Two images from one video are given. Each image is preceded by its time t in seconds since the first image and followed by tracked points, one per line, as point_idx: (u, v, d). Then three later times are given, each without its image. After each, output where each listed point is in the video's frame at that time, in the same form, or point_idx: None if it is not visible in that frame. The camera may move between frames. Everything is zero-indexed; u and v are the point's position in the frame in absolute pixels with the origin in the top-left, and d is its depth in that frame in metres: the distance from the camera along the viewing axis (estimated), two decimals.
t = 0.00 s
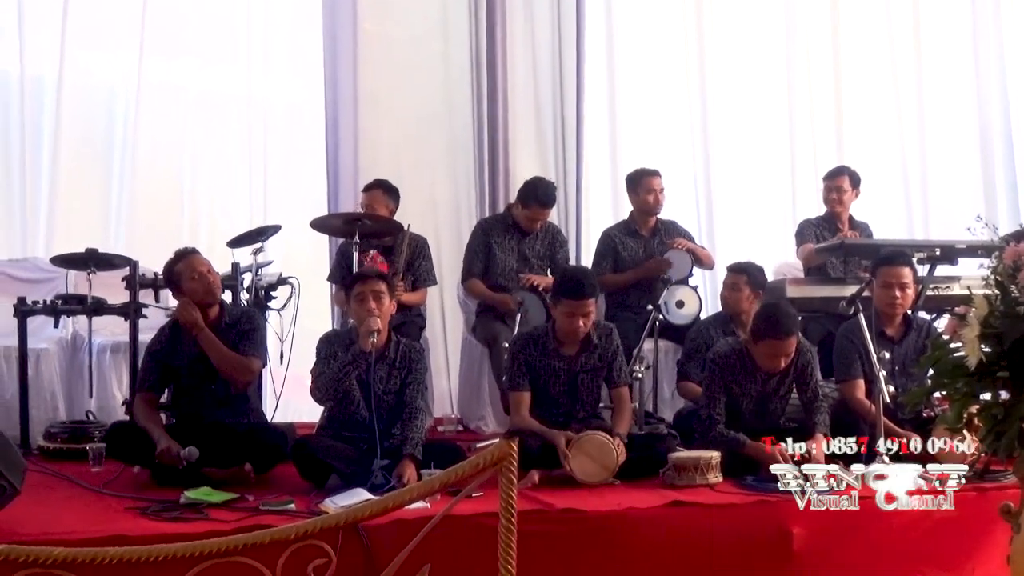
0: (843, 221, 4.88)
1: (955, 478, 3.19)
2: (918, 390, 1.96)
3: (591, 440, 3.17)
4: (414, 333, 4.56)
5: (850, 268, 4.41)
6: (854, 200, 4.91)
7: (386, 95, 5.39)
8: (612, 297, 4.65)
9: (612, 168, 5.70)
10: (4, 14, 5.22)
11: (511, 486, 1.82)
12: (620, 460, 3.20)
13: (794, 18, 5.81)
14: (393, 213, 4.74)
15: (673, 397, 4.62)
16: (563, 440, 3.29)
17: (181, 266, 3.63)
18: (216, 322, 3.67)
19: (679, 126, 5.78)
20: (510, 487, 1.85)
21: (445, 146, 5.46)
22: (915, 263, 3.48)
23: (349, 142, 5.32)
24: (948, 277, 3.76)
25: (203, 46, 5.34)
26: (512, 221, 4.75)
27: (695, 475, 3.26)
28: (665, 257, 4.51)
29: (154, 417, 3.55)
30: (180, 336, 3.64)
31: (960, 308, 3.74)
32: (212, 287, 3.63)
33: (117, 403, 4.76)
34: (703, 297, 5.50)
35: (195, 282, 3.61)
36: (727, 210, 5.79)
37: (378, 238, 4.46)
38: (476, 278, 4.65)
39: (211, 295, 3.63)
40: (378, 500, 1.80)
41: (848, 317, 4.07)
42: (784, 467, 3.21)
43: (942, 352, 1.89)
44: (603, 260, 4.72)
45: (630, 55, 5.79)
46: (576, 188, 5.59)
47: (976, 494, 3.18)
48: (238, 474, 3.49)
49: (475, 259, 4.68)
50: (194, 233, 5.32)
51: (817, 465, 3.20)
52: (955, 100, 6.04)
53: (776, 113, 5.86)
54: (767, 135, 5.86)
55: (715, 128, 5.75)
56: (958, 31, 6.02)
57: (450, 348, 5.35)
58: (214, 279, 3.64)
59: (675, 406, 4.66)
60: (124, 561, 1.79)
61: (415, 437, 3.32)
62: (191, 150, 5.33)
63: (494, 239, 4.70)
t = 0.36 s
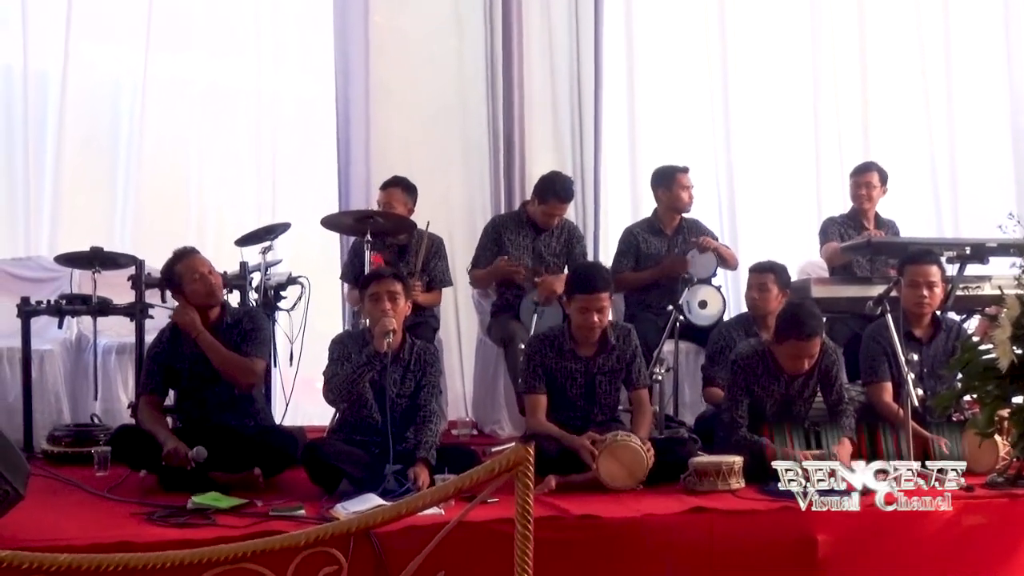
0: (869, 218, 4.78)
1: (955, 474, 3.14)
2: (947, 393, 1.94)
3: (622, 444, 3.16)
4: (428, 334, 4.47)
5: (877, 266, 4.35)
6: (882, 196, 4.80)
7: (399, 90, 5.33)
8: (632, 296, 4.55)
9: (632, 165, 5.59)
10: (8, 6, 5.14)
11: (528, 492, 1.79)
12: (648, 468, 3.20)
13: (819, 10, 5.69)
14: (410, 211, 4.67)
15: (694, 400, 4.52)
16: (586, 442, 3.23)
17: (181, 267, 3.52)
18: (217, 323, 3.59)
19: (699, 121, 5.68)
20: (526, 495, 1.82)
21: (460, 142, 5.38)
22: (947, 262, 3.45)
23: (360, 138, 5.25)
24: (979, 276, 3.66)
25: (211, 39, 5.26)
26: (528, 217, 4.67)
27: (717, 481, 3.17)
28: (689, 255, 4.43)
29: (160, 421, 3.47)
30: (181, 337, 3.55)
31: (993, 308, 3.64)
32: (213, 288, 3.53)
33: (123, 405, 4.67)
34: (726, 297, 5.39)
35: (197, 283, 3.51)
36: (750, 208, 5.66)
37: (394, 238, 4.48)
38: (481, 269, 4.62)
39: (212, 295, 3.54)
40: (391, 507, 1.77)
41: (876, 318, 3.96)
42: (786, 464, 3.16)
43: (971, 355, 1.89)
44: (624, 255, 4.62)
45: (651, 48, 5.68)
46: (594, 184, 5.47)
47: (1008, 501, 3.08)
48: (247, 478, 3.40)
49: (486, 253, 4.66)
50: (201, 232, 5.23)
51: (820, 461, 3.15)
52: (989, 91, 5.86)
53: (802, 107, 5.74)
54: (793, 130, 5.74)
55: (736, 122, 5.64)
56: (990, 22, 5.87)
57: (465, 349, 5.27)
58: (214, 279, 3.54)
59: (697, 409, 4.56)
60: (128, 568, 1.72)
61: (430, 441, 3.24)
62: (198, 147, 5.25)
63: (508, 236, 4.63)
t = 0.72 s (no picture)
0: (894, 215, 4.70)
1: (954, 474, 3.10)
2: (976, 396, 1.80)
3: (642, 450, 3.07)
4: (440, 334, 4.39)
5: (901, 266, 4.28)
6: (907, 192, 4.72)
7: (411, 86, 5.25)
8: (650, 296, 4.47)
9: (650, 162, 5.49)
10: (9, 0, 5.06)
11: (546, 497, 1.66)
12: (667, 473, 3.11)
13: None
14: (419, 208, 4.59)
15: (714, 403, 4.44)
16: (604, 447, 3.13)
17: (184, 269, 3.45)
18: (226, 325, 3.51)
19: (721, 118, 5.58)
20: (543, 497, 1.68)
21: (473, 139, 5.31)
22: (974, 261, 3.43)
23: (371, 137, 5.20)
24: (1008, 275, 3.58)
25: (217, 33, 5.17)
26: (542, 215, 4.58)
27: (737, 486, 3.09)
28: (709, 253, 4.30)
29: (166, 423, 3.39)
30: (188, 340, 3.47)
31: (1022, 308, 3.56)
32: (219, 288, 3.45)
33: (127, 408, 4.59)
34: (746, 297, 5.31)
35: (201, 285, 3.43)
36: (770, 205, 5.57)
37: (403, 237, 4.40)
38: (495, 270, 4.54)
39: (219, 296, 3.46)
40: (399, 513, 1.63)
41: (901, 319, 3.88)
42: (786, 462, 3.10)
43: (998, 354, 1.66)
44: (643, 258, 4.52)
45: (671, 44, 5.58)
46: (610, 182, 5.38)
47: None
48: (255, 483, 3.32)
49: (499, 252, 4.55)
50: (207, 232, 5.15)
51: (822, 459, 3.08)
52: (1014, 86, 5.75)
53: (826, 104, 5.62)
54: (816, 127, 5.63)
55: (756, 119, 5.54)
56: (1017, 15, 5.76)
57: (478, 351, 5.20)
58: (218, 279, 3.47)
59: (717, 413, 4.46)
60: None
61: (443, 444, 3.16)
62: (204, 145, 5.17)
63: (521, 235, 4.55)
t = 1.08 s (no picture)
0: (920, 213, 4.61)
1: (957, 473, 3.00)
2: (1004, 398, 1.72)
3: (652, 463, 2.93)
4: (450, 335, 4.30)
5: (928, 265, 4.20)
6: (933, 188, 4.62)
7: (422, 81, 5.17)
8: (667, 295, 4.40)
9: (667, 159, 5.40)
10: None
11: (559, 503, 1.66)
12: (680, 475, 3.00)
13: None
14: (424, 203, 4.48)
15: (733, 406, 4.35)
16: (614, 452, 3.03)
17: (186, 268, 3.37)
18: (228, 326, 3.43)
19: (741, 115, 5.48)
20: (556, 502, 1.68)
21: (485, 135, 5.23)
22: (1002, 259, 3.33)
23: (381, 133, 5.11)
24: None
25: (222, 26, 5.08)
26: (556, 212, 4.51)
27: (758, 492, 3.01)
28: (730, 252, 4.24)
29: (170, 427, 3.31)
30: (192, 342, 3.39)
31: None
32: (222, 288, 3.37)
33: (129, 410, 4.51)
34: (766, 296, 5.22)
35: (203, 285, 3.35)
36: (790, 202, 5.46)
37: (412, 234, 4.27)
38: (517, 274, 4.41)
39: (222, 297, 3.37)
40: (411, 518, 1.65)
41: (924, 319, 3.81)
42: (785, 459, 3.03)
43: None
44: (659, 252, 4.44)
45: (692, 42, 5.47)
46: (626, 179, 5.28)
47: None
48: (261, 489, 3.24)
49: (517, 254, 4.43)
50: (212, 232, 5.07)
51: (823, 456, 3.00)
52: None
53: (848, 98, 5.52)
54: (839, 125, 5.52)
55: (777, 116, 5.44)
56: None
57: (490, 353, 5.12)
58: (222, 279, 3.38)
59: (736, 416, 4.37)
60: None
61: (454, 448, 3.08)
62: (209, 142, 5.08)
63: (536, 233, 4.46)
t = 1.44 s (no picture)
0: (945, 212, 4.53)
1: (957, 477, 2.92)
2: None
3: (670, 472, 2.85)
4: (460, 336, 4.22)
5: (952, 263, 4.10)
6: (959, 185, 4.53)
7: (432, 76, 5.10)
8: (683, 297, 4.31)
9: (683, 157, 5.32)
10: None
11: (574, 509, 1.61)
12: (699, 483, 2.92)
13: None
14: (429, 201, 4.38)
15: (751, 410, 4.26)
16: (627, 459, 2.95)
17: (181, 271, 3.28)
18: (230, 328, 3.34)
19: (760, 113, 5.37)
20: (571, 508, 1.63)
21: (497, 132, 5.14)
22: None
23: (390, 130, 5.03)
24: None
25: (225, 21, 5.00)
26: (569, 210, 4.42)
27: (777, 498, 2.94)
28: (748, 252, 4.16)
29: (172, 431, 3.23)
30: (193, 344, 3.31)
31: None
32: (219, 290, 3.28)
33: (130, 413, 4.43)
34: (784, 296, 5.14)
35: (198, 288, 3.26)
36: (810, 200, 5.36)
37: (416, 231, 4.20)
38: (523, 271, 4.35)
39: (219, 299, 3.28)
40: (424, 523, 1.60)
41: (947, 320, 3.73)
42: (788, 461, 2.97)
43: None
44: (676, 255, 4.37)
45: (710, 37, 5.39)
46: (641, 177, 5.19)
47: None
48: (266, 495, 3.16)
49: (524, 253, 4.37)
50: (214, 232, 4.99)
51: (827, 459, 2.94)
52: None
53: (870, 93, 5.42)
54: (859, 122, 5.42)
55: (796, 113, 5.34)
56: None
57: (501, 354, 5.04)
58: (219, 280, 3.29)
59: (755, 419, 4.29)
60: None
61: (464, 452, 3.00)
62: (212, 138, 5.00)
63: (549, 232, 4.38)
